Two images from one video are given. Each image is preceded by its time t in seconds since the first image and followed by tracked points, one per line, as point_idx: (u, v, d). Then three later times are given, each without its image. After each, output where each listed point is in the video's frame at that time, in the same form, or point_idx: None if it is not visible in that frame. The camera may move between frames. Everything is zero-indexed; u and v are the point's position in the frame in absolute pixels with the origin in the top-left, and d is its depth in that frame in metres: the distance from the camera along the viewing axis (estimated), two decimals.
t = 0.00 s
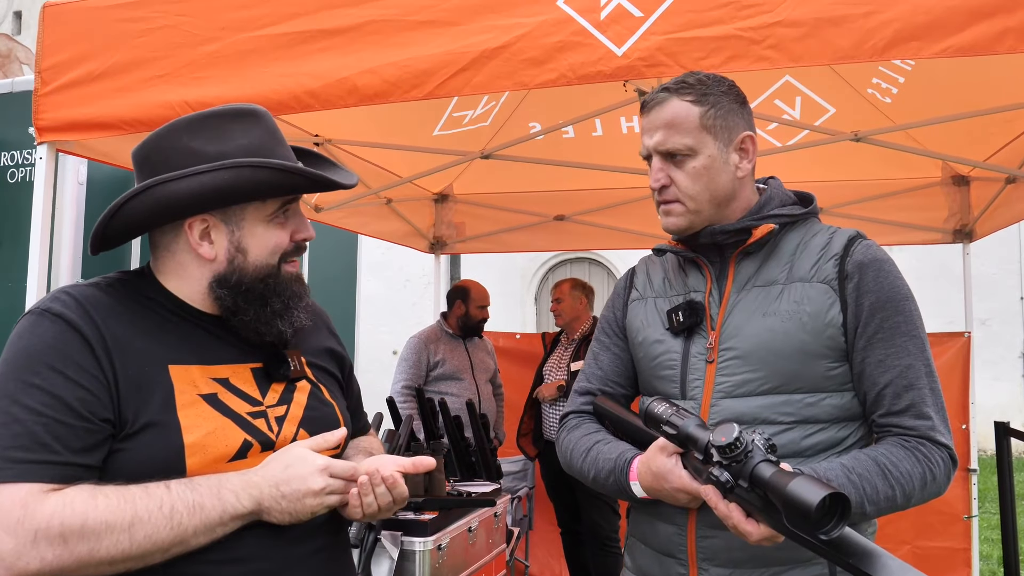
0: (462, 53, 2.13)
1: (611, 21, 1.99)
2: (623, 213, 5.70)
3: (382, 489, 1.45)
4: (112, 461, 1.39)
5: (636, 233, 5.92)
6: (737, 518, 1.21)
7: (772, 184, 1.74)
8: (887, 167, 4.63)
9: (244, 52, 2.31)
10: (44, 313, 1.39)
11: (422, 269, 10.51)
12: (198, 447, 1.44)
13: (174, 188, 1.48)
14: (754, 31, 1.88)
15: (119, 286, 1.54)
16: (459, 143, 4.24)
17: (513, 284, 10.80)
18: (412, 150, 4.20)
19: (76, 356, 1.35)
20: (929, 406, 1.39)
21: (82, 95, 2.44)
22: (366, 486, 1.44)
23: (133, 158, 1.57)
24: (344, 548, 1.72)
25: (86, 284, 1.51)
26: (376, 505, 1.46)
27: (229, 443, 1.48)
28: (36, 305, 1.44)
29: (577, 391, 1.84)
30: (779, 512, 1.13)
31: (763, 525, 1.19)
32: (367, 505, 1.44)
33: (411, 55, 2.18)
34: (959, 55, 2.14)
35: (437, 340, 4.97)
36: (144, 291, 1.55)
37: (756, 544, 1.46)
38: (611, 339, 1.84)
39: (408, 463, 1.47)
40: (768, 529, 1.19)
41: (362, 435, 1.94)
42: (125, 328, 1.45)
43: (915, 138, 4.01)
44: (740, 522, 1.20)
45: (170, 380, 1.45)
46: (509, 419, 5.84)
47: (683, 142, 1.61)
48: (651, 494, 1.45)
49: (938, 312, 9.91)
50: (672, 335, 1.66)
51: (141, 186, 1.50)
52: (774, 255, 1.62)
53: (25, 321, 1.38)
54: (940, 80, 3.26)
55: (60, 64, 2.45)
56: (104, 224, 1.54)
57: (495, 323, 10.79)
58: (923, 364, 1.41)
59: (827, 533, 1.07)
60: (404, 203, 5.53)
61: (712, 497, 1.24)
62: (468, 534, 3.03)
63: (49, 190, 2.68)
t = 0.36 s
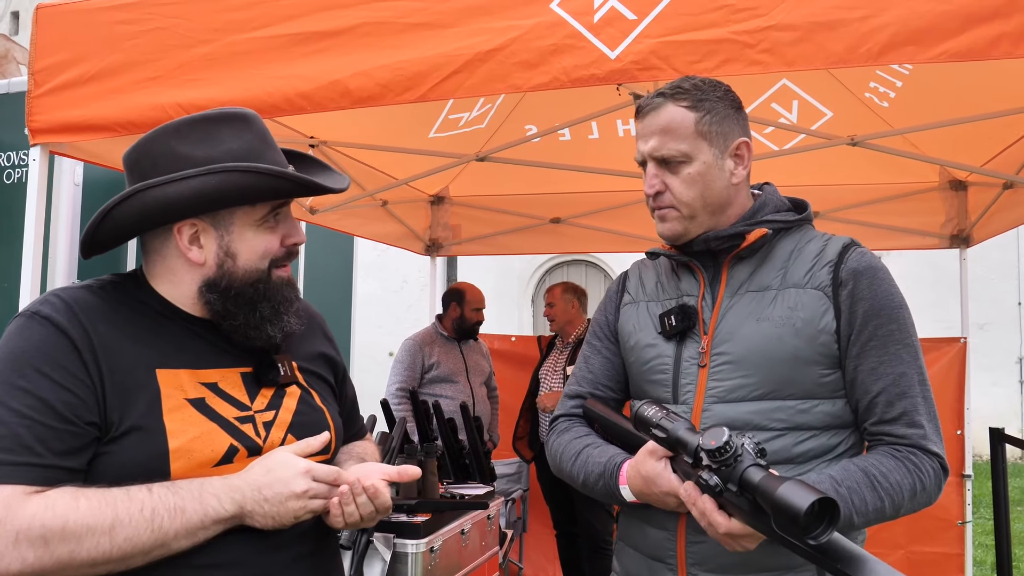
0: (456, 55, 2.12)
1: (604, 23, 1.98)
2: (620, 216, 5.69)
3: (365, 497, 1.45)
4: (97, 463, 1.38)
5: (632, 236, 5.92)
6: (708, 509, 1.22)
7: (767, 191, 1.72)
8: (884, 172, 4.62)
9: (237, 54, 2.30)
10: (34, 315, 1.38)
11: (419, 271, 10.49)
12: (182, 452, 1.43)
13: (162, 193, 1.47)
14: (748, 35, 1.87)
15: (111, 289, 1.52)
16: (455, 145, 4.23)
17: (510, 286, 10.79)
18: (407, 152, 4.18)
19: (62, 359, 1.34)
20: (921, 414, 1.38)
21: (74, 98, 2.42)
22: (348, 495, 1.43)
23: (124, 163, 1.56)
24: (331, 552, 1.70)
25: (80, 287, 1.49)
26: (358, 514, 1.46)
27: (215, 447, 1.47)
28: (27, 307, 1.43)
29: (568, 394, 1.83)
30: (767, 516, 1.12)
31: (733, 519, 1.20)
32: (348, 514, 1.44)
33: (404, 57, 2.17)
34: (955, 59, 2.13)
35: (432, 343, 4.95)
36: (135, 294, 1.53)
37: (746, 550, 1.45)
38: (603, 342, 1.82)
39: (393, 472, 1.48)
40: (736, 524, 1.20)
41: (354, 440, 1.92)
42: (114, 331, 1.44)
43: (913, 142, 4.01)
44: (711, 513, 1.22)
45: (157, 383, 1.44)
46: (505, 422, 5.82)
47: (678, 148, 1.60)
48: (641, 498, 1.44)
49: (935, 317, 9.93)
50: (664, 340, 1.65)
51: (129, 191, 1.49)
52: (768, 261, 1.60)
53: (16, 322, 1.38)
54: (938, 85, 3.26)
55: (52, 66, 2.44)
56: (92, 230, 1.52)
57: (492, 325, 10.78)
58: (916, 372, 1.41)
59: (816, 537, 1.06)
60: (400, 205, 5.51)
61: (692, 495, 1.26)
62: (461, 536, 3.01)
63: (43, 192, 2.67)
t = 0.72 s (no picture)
0: (446, 57, 2.11)
1: (594, 23, 1.97)
2: (616, 216, 5.68)
3: (364, 498, 1.44)
4: (103, 467, 1.36)
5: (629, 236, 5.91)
6: (705, 509, 1.22)
7: (760, 189, 1.72)
8: (880, 167, 4.62)
9: (228, 60, 2.29)
10: (38, 322, 1.37)
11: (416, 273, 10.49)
12: (186, 454, 1.41)
13: (159, 202, 1.46)
14: (738, 32, 1.86)
15: (111, 296, 1.51)
16: (450, 147, 4.23)
17: (508, 287, 10.78)
18: (401, 155, 4.17)
19: (66, 362, 1.33)
20: (914, 411, 1.38)
21: (67, 107, 2.41)
22: (347, 495, 1.42)
23: (122, 171, 1.54)
24: (330, 552, 1.68)
25: (76, 293, 1.48)
26: (357, 514, 1.44)
27: (217, 450, 1.46)
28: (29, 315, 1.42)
29: (564, 396, 1.82)
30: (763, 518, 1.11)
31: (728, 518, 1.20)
32: (348, 514, 1.43)
33: (395, 60, 2.16)
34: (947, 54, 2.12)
35: (430, 345, 4.94)
36: (134, 300, 1.52)
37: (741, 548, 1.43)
38: (598, 343, 1.81)
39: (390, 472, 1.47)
40: (731, 524, 1.20)
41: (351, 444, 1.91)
42: (116, 334, 1.43)
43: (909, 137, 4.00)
44: (706, 512, 1.21)
45: (159, 386, 1.43)
46: (504, 423, 5.81)
47: (669, 149, 1.59)
48: (637, 498, 1.42)
49: (934, 311, 9.92)
50: (658, 340, 1.64)
51: (127, 199, 1.47)
52: (761, 260, 1.60)
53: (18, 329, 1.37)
54: (932, 79, 3.25)
55: (44, 75, 2.43)
56: (91, 235, 1.51)
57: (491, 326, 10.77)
58: (910, 369, 1.40)
59: (810, 538, 1.05)
60: (395, 208, 5.50)
61: (687, 494, 1.25)
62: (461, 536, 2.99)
63: (39, 202, 2.65)
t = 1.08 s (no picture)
0: (445, 55, 2.11)
1: (592, 21, 1.97)
2: (617, 214, 5.69)
3: (347, 491, 1.38)
4: (91, 459, 1.38)
5: (631, 234, 5.91)
6: (691, 495, 1.24)
7: (757, 187, 1.72)
8: (882, 165, 4.62)
9: (228, 58, 2.29)
10: (33, 318, 1.39)
11: (417, 270, 10.51)
12: (173, 447, 1.42)
13: (139, 194, 1.48)
14: (736, 30, 1.86)
15: (111, 294, 1.52)
16: (450, 144, 4.23)
17: (512, 284, 10.78)
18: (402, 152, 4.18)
19: (55, 357, 1.35)
20: (911, 407, 1.38)
21: (68, 105, 2.42)
22: (331, 487, 1.39)
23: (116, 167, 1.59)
24: (329, 549, 1.69)
25: (80, 290, 1.50)
26: (342, 508, 1.40)
27: (204, 444, 1.46)
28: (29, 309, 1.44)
29: (563, 392, 1.82)
30: (758, 509, 1.12)
31: (716, 506, 1.21)
32: (333, 508, 1.39)
33: (394, 58, 2.16)
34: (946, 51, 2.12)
35: (431, 343, 4.94)
36: (132, 297, 1.53)
37: (736, 543, 1.44)
38: (597, 340, 1.82)
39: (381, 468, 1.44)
40: (720, 513, 1.21)
41: (355, 440, 1.91)
42: (110, 329, 1.44)
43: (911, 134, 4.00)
44: (694, 498, 1.23)
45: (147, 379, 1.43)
46: (505, 421, 5.82)
47: (669, 144, 1.59)
48: (634, 494, 1.44)
49: (938, 310, 9.90)
50: (655, 337, 1.64)
51: (112, 192, 1.51)
52: (759, 257, 1.60)
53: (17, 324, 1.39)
54: (933, 76, 3.24)
55: (45, 74, 2.44)
56: (79, 229, 1.55)
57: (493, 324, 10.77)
58: (907, 365, 1.40)
59: (804, 528, 1.05)
60: (397, 205, 5.50)
61: (679, 484, 1.28)
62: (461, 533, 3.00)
63: (41, 200, 2.66)
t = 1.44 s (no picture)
0: (441, 56, 2.12)
1: (587, 20, 1.98)
2: (618, 211, 5.69)
3: (365, 458, 1.48)
4: (105, 452, 1.37)
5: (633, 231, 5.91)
6: (687, 495, 1.25)
7: (754, 184, 1.72)
8: (882, 159, 4.62)
9: (226, 60, 2.30)
10: (32, 317, 1.39)
11: (419, 269, 10.52)
12: (188, 435, 1.43)
13: (153, 184, 1.48)
14: (731, 27, 1.87)
15: (104, 292, 1.52)
16: (449, 144, 4.24)
17: (514, 282, 10.79)
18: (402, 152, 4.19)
19: (64, 351, 1.34)
20: (908, 404, 1.39)
21: (68, 108, 2.43)
22: (348, 456, 1.47)
23: (108, 166, 1.56)
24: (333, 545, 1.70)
25: (77, 291, 1.50)
26: (359, 475, 1.49)
27: (216, 431, 1.47)
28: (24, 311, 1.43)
29: (562, 392, 1.83)
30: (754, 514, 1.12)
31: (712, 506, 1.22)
32: (350, 475, 1.48)
33: (390, 59, 2.17)
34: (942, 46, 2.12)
35: (432, 342, 4.96)
36: (127, 293, 1.53)
37: (735, 540, 1.45)
38: (594, 339, 1.83)
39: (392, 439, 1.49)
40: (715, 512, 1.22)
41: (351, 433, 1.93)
42: (112, 324, 1.45)
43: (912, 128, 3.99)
44: (689, 498, 1.24)
45: (156, 372, 1.44)
46: (508, 418, 5.84)
47: (667, 139, 1.59)
48: (633, 494, 1.44)
49: (942, 303, 9.90)
50: (653, 334, 1.65)
51: (123, 184, 1.49)
52: (756, 254, 1.60)
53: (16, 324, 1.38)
54: (933, 70, 3.24)
55: (45, 78, 2.45)
56: (87, 227, 1.51)
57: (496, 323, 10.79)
58: (904, 362, 1.41)
59: (800, 533, 1.06)
60: (397, 205, 5.50)
61: (675, 483, 1.28)
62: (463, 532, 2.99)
63: (42, 203, 2.67)
